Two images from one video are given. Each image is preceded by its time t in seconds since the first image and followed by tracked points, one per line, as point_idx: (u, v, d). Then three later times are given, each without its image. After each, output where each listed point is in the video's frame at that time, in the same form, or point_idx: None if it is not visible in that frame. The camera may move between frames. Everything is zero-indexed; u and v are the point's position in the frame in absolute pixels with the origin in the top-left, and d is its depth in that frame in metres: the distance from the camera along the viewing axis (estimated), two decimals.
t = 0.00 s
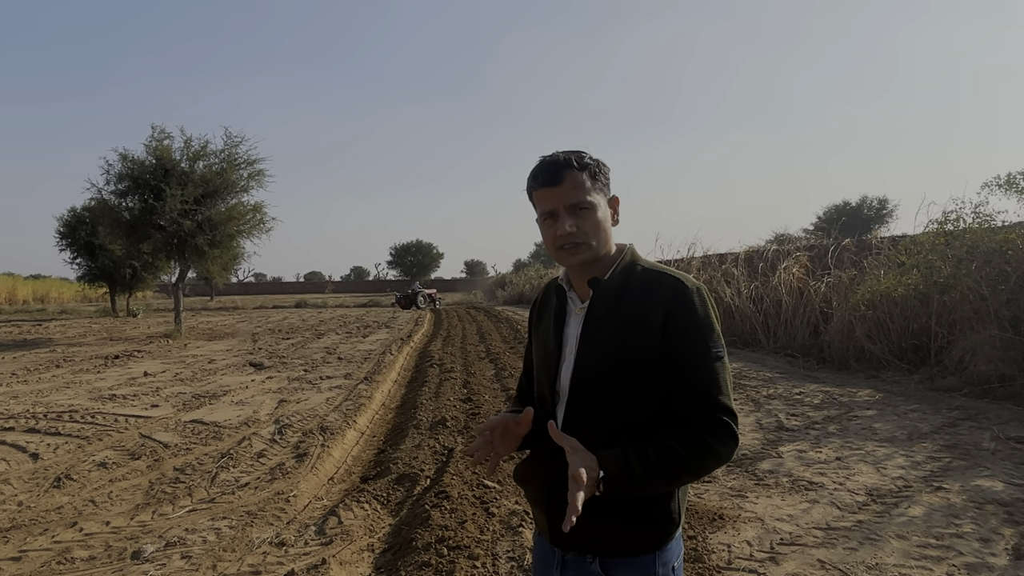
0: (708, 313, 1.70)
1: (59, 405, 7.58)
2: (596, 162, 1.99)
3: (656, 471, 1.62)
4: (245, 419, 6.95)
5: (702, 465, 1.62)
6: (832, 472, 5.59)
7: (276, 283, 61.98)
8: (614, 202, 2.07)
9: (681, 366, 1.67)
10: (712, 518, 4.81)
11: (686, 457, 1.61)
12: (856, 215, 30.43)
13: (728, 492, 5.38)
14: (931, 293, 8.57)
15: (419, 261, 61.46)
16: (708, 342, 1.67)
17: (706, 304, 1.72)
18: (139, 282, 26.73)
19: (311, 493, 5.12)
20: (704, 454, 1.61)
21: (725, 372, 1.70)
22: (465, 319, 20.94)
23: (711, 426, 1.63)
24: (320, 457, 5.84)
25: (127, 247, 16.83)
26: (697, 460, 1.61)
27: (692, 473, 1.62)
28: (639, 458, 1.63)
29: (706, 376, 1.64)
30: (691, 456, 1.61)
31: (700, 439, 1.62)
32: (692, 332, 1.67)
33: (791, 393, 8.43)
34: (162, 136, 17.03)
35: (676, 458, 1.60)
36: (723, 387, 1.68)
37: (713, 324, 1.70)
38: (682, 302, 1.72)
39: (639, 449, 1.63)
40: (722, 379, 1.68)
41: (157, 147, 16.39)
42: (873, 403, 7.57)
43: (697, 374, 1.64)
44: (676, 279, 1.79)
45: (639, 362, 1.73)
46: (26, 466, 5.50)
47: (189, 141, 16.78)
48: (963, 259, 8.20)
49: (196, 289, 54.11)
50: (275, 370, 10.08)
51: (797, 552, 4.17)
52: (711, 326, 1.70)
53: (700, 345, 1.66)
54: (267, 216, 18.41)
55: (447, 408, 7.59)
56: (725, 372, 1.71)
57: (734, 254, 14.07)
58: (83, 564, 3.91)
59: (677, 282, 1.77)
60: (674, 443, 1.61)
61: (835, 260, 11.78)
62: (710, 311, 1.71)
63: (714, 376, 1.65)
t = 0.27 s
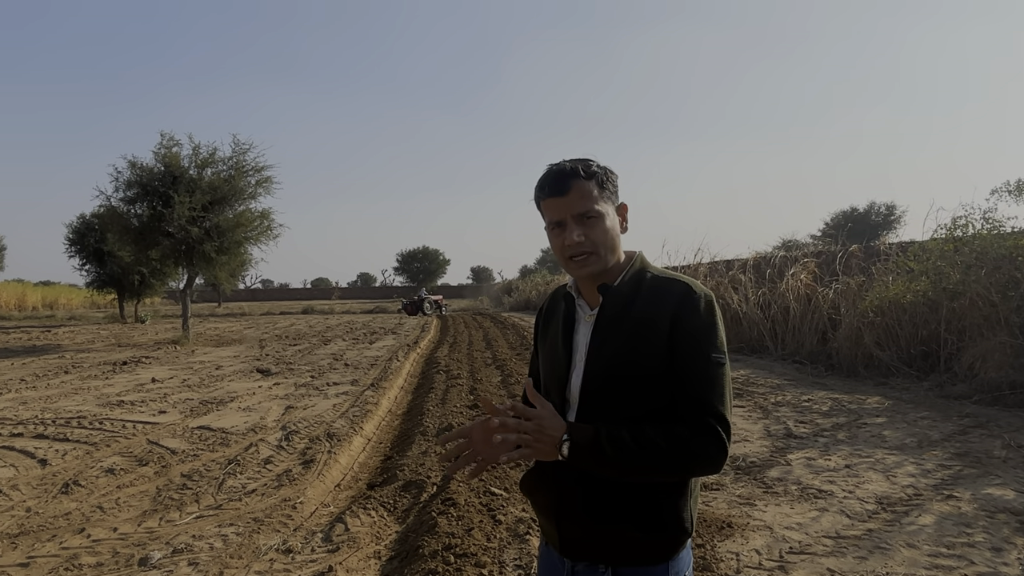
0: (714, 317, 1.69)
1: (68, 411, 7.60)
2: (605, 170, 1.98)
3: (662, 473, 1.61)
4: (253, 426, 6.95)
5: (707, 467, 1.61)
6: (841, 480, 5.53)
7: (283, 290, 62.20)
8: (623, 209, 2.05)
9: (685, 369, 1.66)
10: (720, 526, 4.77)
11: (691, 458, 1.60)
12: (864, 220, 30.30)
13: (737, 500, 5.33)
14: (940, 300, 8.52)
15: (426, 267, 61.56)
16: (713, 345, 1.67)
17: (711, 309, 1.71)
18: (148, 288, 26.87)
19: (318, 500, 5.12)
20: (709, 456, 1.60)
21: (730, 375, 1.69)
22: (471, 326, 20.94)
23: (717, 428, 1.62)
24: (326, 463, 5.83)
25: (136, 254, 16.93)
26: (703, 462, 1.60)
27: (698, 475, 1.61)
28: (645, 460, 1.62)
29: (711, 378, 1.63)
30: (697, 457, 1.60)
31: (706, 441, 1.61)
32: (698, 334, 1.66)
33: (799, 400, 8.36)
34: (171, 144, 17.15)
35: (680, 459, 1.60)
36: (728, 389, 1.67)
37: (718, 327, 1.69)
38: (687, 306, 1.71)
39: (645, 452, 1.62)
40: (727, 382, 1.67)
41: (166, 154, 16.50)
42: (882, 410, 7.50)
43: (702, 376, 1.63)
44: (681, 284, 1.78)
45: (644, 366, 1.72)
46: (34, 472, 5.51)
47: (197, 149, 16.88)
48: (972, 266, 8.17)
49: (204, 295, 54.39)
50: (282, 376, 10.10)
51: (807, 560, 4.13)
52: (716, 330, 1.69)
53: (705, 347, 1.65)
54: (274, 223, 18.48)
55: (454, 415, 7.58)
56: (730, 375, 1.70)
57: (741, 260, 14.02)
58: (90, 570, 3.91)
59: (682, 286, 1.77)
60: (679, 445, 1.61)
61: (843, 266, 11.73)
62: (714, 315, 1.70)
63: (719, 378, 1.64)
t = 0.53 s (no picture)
0: (718, 332, 1.67)
1: (76, 421, 7.61)
2: (614, 182, 1.98)
3: (665, 487, 1.59)
4: (260, 436, 6.95)
5: (710, 483, 1.59)
6: (851, 491, 5.48)
7: (289, 300, 62.38)
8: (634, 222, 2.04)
9: (688, 382, 1.64)
10: (729, 539, 4.73)
11: (694, 473, 1.58)
12: (871, 230, 30.22)
13: (745, 512, 5.28)
14: (949, 310, 8.47)
15: (432, 277, 61.66)
16: (718, 359, 1.64)
17: (717, 323, 1.69)
18: (156, 298, 26.99)
19: (325, 511, 5.10)
20: (713, 472, 1.58)
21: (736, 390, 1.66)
22: (477, 336, 20.93)
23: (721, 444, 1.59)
24: (333, 474, 5.81)
25: (145, 264, 17.02)
26: (705, 480, 1.58)
27: (700, 490, 1.59)
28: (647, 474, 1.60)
29: (714, 393, 1.61)
30: (700, 473, 1.57)
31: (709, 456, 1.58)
32: (702, 348, 1.64)
33: (808, 411, 8.31)
34: (180, 155, 17.27)
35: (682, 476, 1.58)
36: (733, 405, 1.64)
37: (723, 342, 1.67)
38: (692, 319, 1.69)
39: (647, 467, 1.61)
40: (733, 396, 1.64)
41: (174, 166, 16.62)
42: (891, 421, 7.44)
43: (705, 390, 1.61)
44: (687, 297, 1.77)
45: (649, 379, 1.70)
46: (43, 483, 5.51)
47: (205, 160, 17.00)
48: (980, 275, 8.11)
49: (211, 305, 54.58)
50: (289, 387, 10.10)
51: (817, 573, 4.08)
52: (722, 344, 1.66)
53: (709, 362, 1.63)
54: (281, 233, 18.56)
55: (460, 426, 7.55)
56: (736, 390, 1.67)
57: (748, 271, 13.99)
58: None
59: (687, 299, 1.75)
60: (681, 459, 1.59)
61: (850, 276, 11.68)
62: (719, 329, 1.68)
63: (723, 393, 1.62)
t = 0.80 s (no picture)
0: (729, 346, 1.66)
1: (80, 433, 7.59)
2: (617, 198, 1.96)
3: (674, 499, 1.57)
4: (264, 448, 6.92)
5: (720, 497, 1.56)
6: (859, 505, 5.42)
7: (293, 311, 62.43)
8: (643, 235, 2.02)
9: (699, 396, 1.62)
10: (737, 553, 4.67)
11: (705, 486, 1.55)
12: (875, 241, 30.19)
13: (753, 526, 5.23)
14: (955, 322, 8.42)
15: (435, 289, 61.69)
16: (728, 373, 1.63)
17: (727, 337, 1.67)
18: (160, 310, 27.03)
19: (330, 524, 5.06)
20: (724, 485, 1.56)
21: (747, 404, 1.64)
22: (480, 347, 20.87)
23: (730, 458, 1.57)
24: (338, 487, 5.78)
25: (150, 276, 17.06)
26: (714, 494, 1.55)
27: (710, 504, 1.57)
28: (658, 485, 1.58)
29: (725, 407, 1.59)
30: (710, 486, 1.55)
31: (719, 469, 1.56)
32: (712, 361, 1.63)
33: (814, 424, 8.25)
34: (186, 167, 17.36)
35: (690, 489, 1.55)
36: (744, 420, 1.62)
37: (734, 356, 1.66)
38: (703, 333, 1.68)
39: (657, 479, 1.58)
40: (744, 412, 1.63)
41: (180, 178, 16.70)
42: (898, 434, 7.38)
43: (717, 404, 1.60)
44: (697, 310, 1.75)
45: (660, 391, 1.68)
46: (48, 495, 5.49)
47: (211, 172, 17.08)
48: (986, 288, 8.09)
49: (215, 316, 54.65)
50: (294, 399, 10.07)
51: None
52: (734, 359, 1.65)
53: (720, 376, 1.61)
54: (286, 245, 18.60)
55: (465, 438, 7.52)
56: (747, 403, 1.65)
57: (753, 282, 13.96)
58: None
59: (698, 312, 1.74)
60: (690, 472, 1.56)
61: (855, 288, 11.65)
62: (730, 344, 1.67)
63: (735, 406, 1.60)
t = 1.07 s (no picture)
0: (724, 349, 1.67)
1: (80, 442, 7.58)
2: (621, 202, 1.98)
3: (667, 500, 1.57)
4: (264, 457, 6.91)
5: (712, 499, 1.57)
6: (859, 514, 5.42)
7: (292, 321, 62.37)
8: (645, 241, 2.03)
9: (693, 398, 1.64)
10: (737, 561, 4.67)
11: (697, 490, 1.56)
12: (874, 252, 30.28)
13: (753, 534, 5.22)
14: (954, 331, 8.44)
15: (435, 298, 61.69)
16: (722, 376, 1.64)
17: (722, 341, 1.69)
18: (160, 319, 27.00)
19: (330, 533, 5.05)
20: (714, 488, 1.57)
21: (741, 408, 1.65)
22: (480, 357, 20.86)
23: (722, 461, 1.58)
24: (338, 495, 5.77)
25: (150, 285, 17.07)
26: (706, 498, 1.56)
27: (703, 507, 1.57)
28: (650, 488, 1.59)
29: (719, 410, 1.60)
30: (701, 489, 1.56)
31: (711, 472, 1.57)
32: (706, 364, 1.65)
33: (814, 433, 8.24)
34: (187, 177, 17.41)
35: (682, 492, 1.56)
36: (737, 424, 1.63)
37: (729, 360, 1.67)
38: (698, 337, 1.70)
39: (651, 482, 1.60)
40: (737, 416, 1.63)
41: (181, 188, 16.74)
42: (898, 443, 7.38)
43: (710, 406, 1.61)
44: (694, 314, 1.77)
45: (655, 394, 1.70)
46: (47, 503, 5.47)
47: (212, 182, 17.13)
48: (985, 296, 8.06)
49: (214, 325, 54.60)
50: (293, 408, 10.06)
51: None
52: (728, 363, 1.66)
53: (713, 379, 1.63)
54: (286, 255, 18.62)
55: (464, 447, 7.51)
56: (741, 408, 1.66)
57: (752, 292, 13.99)
58: None
59: (695, 316, 1.76)
60: (686, 471, 1.57)
61: (854, 298, 11.68)
62: (725, 347, 1.68)
63: (728, 409, 1.61)
